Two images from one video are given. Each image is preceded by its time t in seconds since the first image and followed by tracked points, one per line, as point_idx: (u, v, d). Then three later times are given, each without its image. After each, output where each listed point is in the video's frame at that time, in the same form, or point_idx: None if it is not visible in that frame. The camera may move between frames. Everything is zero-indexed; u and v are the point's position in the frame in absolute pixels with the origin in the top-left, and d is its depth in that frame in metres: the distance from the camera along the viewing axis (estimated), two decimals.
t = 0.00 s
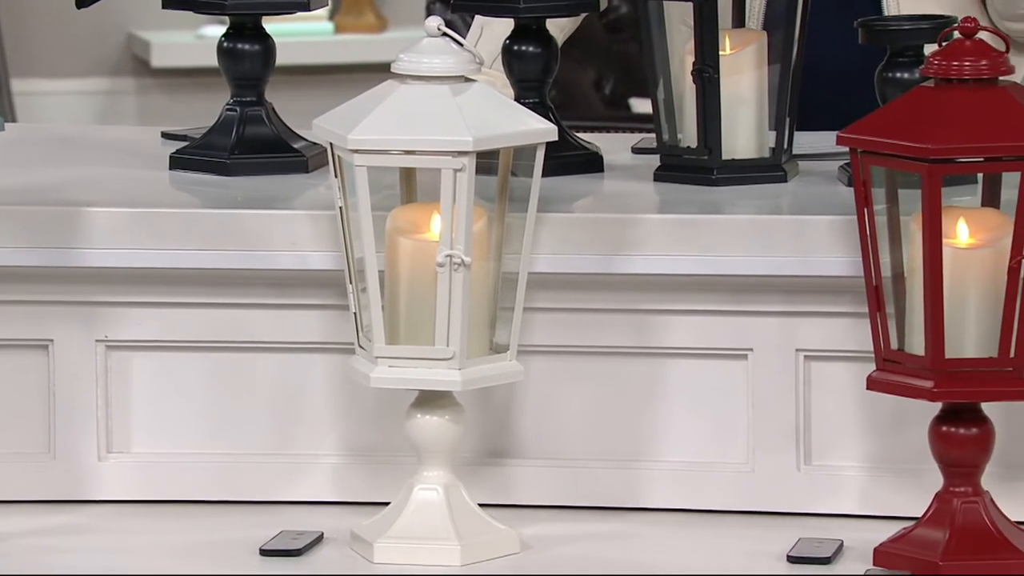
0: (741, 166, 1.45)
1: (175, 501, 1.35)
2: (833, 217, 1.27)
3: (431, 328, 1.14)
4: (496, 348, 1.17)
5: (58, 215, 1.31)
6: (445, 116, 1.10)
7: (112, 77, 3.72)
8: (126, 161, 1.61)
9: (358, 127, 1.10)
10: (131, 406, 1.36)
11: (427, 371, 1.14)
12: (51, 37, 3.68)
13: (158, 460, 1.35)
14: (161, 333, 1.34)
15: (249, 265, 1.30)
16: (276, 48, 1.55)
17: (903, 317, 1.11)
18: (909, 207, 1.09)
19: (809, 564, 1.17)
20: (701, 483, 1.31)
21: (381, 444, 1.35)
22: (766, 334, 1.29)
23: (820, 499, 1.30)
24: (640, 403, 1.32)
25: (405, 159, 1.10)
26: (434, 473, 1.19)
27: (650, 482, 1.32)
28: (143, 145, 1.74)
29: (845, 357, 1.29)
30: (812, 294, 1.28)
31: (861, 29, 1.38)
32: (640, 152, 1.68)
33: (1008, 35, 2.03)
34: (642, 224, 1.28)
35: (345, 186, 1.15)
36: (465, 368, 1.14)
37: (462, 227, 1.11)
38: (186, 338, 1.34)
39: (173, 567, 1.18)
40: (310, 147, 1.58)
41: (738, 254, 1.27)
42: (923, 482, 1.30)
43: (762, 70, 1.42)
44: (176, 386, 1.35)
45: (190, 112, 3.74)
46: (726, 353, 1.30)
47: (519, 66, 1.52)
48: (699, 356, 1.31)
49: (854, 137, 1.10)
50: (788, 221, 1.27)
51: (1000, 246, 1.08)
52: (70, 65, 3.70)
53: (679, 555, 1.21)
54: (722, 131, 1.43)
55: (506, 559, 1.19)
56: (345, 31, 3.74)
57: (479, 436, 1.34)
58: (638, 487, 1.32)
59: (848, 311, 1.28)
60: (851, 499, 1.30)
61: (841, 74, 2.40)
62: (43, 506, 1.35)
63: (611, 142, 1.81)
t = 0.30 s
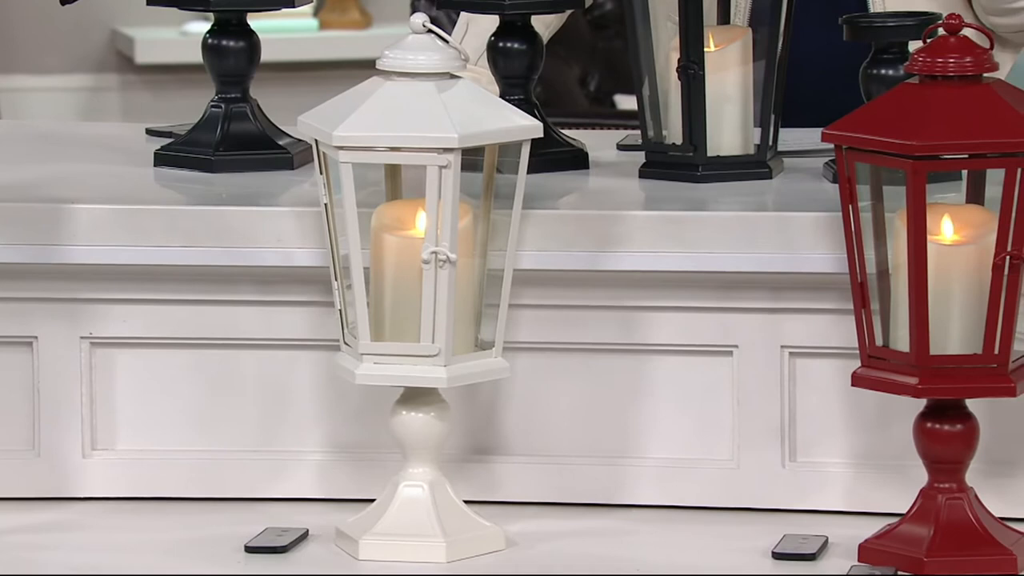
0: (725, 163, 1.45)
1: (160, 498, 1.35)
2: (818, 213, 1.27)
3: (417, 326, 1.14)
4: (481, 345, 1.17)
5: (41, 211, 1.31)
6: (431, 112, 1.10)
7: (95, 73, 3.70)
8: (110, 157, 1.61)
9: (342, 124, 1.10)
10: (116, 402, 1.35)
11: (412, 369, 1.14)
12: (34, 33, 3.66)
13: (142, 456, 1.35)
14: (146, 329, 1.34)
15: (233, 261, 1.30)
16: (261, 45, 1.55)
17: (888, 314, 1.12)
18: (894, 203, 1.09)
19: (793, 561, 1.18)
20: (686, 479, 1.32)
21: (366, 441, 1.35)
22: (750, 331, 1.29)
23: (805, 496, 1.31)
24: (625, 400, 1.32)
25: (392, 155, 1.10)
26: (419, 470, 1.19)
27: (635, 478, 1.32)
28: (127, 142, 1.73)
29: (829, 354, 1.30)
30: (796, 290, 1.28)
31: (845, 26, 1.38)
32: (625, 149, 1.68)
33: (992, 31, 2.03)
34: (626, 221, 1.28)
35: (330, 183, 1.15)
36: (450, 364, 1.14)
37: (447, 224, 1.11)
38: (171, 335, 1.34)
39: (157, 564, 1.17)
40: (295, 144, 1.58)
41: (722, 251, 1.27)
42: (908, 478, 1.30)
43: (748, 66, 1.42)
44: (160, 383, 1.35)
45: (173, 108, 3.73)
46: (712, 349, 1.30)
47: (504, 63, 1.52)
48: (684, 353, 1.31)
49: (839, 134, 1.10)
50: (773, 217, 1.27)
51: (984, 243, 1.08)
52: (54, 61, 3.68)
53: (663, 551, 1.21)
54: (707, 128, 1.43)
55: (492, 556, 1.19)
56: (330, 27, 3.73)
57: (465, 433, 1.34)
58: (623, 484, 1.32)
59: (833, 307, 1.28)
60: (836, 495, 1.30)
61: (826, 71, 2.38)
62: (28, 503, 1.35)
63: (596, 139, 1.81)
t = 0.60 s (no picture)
0: (707, 159, 1.45)
1: (142, 494, 1.35)
2: (799, 209, 1.27)
3: (399, 322, 1.14)
4: (463, 342, 1.17)
5: (22, 207, 1.31)
6: (414, 109, 1.10)
7: (76, 68, 3.68)
8: (91, 153, 1.60)
9: (324, 121, 1.10)
10: (97, 398, 1.35)
11: (394, 365, 1.14)
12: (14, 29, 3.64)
13: (124, 453, 1.35)
14: (128, 326, 1.33)
15: (215, 257, 1.29)
16: (244, 40, 1.54)
17: (870, 309, 1.12)
18: (874, 200, 1.09)
19: (775, 556, 1.18)
20: (668, 474, 1.32)
21: (348, 437, 1.35)
22: (732, 327, 1.29)
23: (787, 492, 1.31)
24: (608, 395, 1.32)
25: (374, 151, 1.10)
26: (401, 466, 1.19)
27: (618, 473, 1.32)
28: (109, 137, 1.73)
29: (811, 349, 1.30)
30: (778, 286, 1.29)
31: (827, 22, 1.38)
32: (607, 145, 1.68)
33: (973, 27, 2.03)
34: (608, 217, 1.28)
35: (312, 179, 1.15)
36: (432, 361, 1.14)
37: (429, 220, 1.11)
38: (152, 331, 1.33)
39: (138, 560, 1.17)
40: (277, 139, 1.57)
41: (704, 246, 1.27)
42: (890, 473, 1.30)
43: (729, 62, 1.43)
44: (142, 378, 1.35)
45: (154, 104, 3.71)
46: (694, 345, 1.31)
47: (486, 59, 1.52)
48: (667, 348, 1.31)
49: (820, 130, 1.10)
50: (755, 214, 1.27)
51: (966, 238, 1.08)
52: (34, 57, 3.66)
53: (646, 547, 1.21)
54: (689, 124, 1.43)
55: (474, 552, 1.19)
56: (311, 23, 3.70)
57: (447, 429, 1.34)
58: (605, 479, 1.33)
59: (816, 303, 1.28)
60: (817, 491, 1.30)
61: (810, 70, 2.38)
62: (9, 500, 1.35)
63: (578, 135, 1.80)
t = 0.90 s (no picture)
0: (687, 155, 1.45)
1: (121, 491, 1.35)
2: (778, 205, 1.27)
3: (378, 318, 1.14)
4: (442, 337, 1.17)
5: None
6: (392, 104, 1.10)
7: (52, 63, 3.66)
8: (68, 148, 1.60)
9: (303, 116, 1.10)
10: (75, 394, 1.35)
11: (373, 360, 1.14)
12: None
13: (102, 449, 1.34)
14: (105, 322, 1.33)
15: (194, 253, 1.29)
16: (221, 36, 1.54)
17: (848, 305, 1.12)
18: (853, 195, 1.10)
19: (754, 551, 1.18)
20: (647, 470, 1.32)
21: (327, 433, 1.34)
22: (711, 322, 1.30)
23: (765, 487, 1.31)
24: (587, 391, 1.33)
25: (352, 146, 1.10)
26: (380, 462, 1.19)
27: (597, 469, 1.33)
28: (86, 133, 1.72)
29: (790, 345, 1.30)
30: (756, 281, 1.29)
31: (805, 18, 1.38)
32: (586, 141, 1.69)
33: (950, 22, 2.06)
34: (587, 212, 1.28)
35: (291, 175, 1.15)
36: (411, 357, 1.14)
37: (408, 215, 1.11)
38: (130, 327, 1.33)
39: (116, 557, 1.17)
40: (256, 135, 1.57)
41: (683, 242, 1.27)
42: (868, 469, 1.30)
43: (708, 58, 1.43)
44: (120, 374, 1.34)
45: (130, 99, 3.69)
46: (673, 341, 1.31)
47: (465, 54, 1.52)
48: (646, 344, 1.31)
49: (797, 126, 1.10)
50: (734, 209, 1.27)
51: (943, 234, 1.09)
52: (10, 52, 3.64)
53: (625, 542, 1.22)
54: (668, 120, 1.43)
55: (453, 547, 1.19)
56: (289, 18, 3.69)
57: (426, 425, 1.34)
58: (584, 474, 1.33)
59: (795, 299, 1.29)
60: (795, 486, 1.31)
61: (788, 65, 2.38)
62: None
63: (558, 131, 1.80)
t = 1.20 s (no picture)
0: (661, 152, 1.46)
1: (95, 489, 1.34)
2: (753, 202, 1.27)
3: (353, 316, 1.14)
4: (418, 335, 1.17)
5: None
6: (368, 101, 1.10)
7: (25, 60, 3.63)
8: (42, 146, 1.59)
9: (278, 113, 1.10)
10: (49, 392, 1.34)
11: (349, 358, 1.14)
12: None
13: (77, 447, 1.34)
14: (79, 319, 1.33)
15: (168, 250, 1.29)
16: (195, 33, 1.53)
17: (823, 301, 1.13)
18: (827, 193, 1.10)
19: (729, 549, 1.19)
20: (622, 467, 1.32)
21: (301, 430, 1.34)
22: (686, 320, 1.30)
23: (740, 484, 1.32)
24: (562, 389, 1.33)
25: (326, 144, 1.09)
26: (355, 460, 1.19)
27: (572, 466, 1.33)
28: (60, 130, 1.71)
29: (765, 342, 1.30)
30: (731, 279, 1.29)
31: (780, 15, 1.39)
32: (561, 139, 1.68)
33: (925, 20, 2.10)
34: (562, 210, 1.28)
35: (266, 172, 1.15)
36: (386, 354, 1.14)
37: (383, 213, 1.11)
38: (104, 324, 1.33)
39: (90, 555, 1.16)
40: (230, 133, 1.56)
41: (658, 239, 1.27)
42: (843, 466, 1.30)
43: (683, 55, 1.43)
44: (95, 372, 1.34)
45: (103, 96, 3.68)
46: (647, 339, 1.31)
47: (440, 52, 1.52)
48: (621, 342, 1.31)
49: (772, 124, 1.10)
50: (709, 207, 1.27)
51: (917, 232, 1.09)
52: None
53: (600, 540, 1.22)
54: (642, 117, 1.44)
55: (429, 545, 1.19)
56: (262, 15, 3.68)
57: (401, 424, 1.35)
58: (560, 472, 1.33)
59: (770, 296, 1.29)
60: (770, 483, 1.31)
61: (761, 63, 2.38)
62: None
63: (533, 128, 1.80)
